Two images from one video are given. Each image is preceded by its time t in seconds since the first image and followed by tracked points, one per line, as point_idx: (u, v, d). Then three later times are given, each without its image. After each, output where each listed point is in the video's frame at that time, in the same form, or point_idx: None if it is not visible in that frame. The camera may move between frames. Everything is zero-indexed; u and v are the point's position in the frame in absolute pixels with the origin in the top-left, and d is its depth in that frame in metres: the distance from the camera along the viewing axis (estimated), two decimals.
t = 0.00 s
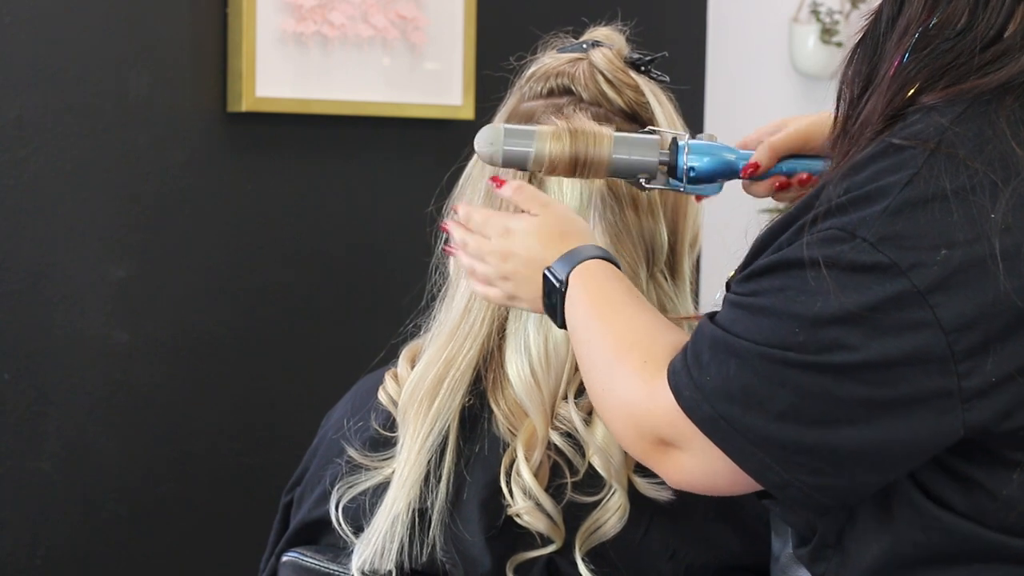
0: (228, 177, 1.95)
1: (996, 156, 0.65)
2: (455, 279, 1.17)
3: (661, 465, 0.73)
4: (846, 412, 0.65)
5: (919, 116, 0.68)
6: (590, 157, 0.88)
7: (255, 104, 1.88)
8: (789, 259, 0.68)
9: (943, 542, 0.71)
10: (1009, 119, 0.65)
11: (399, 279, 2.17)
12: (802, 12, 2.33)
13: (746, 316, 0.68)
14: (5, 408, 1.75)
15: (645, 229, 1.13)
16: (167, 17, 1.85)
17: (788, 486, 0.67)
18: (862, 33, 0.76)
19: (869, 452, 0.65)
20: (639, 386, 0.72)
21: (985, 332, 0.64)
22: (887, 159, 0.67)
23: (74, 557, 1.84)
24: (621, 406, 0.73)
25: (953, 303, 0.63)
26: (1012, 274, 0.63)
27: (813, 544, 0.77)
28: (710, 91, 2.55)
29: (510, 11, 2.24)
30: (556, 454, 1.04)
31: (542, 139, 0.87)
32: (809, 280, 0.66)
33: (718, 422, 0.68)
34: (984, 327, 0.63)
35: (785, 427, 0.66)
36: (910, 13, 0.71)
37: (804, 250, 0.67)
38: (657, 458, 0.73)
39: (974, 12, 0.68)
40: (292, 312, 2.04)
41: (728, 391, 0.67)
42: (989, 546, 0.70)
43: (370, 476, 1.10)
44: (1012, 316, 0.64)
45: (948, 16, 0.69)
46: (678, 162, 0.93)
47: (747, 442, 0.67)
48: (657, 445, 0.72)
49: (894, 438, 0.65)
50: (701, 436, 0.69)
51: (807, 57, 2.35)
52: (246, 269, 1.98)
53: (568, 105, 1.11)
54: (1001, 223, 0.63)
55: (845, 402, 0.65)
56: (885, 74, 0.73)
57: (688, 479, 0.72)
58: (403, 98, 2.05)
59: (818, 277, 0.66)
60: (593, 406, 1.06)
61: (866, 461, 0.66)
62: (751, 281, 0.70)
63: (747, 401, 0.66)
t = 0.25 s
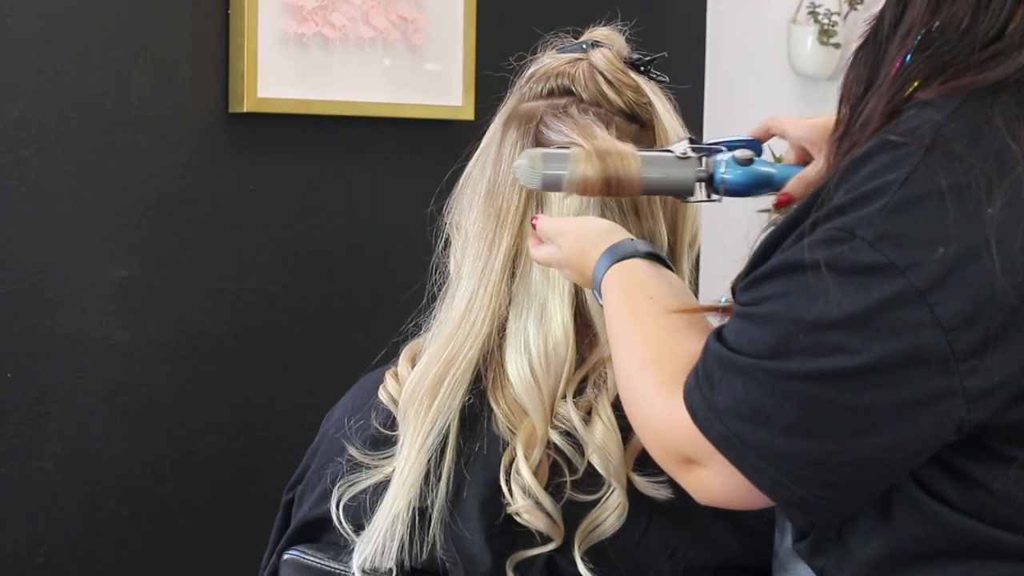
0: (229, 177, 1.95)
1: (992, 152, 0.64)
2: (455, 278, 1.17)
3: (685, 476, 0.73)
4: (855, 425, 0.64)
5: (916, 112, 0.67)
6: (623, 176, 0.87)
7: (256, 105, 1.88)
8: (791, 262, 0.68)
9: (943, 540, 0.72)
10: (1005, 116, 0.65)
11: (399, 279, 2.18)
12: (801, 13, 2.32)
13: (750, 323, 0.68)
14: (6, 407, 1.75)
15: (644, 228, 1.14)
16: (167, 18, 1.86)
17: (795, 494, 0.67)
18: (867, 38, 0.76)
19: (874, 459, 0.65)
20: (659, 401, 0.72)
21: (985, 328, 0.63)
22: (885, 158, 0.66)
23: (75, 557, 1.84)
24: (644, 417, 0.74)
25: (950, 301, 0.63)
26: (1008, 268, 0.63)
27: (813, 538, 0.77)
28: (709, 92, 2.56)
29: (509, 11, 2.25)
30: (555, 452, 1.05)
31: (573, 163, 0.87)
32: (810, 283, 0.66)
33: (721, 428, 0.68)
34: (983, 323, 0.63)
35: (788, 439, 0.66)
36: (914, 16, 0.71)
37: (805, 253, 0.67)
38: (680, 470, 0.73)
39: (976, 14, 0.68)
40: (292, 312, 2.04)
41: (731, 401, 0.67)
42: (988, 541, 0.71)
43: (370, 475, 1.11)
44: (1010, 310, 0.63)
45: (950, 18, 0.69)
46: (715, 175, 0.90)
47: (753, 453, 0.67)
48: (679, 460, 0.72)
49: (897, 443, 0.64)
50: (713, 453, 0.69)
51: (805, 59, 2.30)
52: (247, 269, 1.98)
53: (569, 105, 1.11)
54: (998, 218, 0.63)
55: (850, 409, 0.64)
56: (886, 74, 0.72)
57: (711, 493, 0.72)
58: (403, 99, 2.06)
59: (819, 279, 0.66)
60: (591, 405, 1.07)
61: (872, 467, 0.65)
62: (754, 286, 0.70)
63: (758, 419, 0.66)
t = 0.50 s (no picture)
0: (228, 177, 1.95)
1: (978, 152, 0.65)
2: (455, 278, 1.17)
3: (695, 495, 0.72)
4: (856, 429, 0.64)
5: (908, 109, 0.68)
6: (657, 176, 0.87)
7: (255, 104, 1.88)
8: (784, 267, 0.68)
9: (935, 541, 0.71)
10: (992, 115, 0.65)
11: (399, 279, 2.17)
12: (802, 12, 2.31)
13: (744, 329, 0.68)
14: (5, 408, 1.75)
15: (646, 227, 1.13)
16: (167, 17, 1.85)
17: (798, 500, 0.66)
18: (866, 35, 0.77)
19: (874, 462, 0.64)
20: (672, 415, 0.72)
21: (972, 328, 0.63)
22: (875, 159, 0.67)
23: (75, 557, 1.84)
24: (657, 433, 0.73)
25: (938, 301, 0.63)
26: (992, 268, 0.63)
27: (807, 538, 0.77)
28: (710, 91, 2.56)
29: (510, 10, 2.24)
30: (556, 453, 1.05)
31: (610, 160, 0.86)
32: (801, 286, 0.66)
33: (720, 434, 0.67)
34: (970, 323, 0.63)
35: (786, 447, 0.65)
36: (909, 14, 0.71)
37: (797, 256, 0.67)
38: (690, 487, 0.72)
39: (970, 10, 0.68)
40: (292, 312, 2.04)
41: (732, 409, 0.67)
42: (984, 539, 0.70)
43: (370, 475, 1.10)
44: (993, 310, 0.63)
45: (943, 15, 0.69)
46: (771, 176, 0.90)
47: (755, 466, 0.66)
48: (689, 476, 0.71)
49: (895, 444, 0.64)
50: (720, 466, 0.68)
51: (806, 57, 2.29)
52: (246, 268, 1.98)
53: (570, 105, 1.11)
54: (983, 217, 0.63)
55: (847, 411, 0.63)
56: (882, 71, 0.72)
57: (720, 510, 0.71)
58: (403, 98, 2.06)
59: (809, 282, 0.65)
60: (591, 407, 1.06)
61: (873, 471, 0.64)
62: (748, 291, 0.71)
63: (757, 430, 0.65)
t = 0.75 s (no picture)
0: (228, 177, 1.95)
1: (983, 151, 0.65)
2: (455, 279, 1.17)
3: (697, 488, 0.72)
4: (862, 428, 0.64)
5: (914, 110, 0.68)
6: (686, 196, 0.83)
7: (255, 104, 1.88)
8: (791, 264, 0.68)
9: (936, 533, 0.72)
10: (997, 113, 0.65)
11: (400, 278, 2.17)
12: (803, 11, 2.32)
13: (751, 329, 0.68)
14: (5, 407, 1.75)
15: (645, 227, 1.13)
16: (167, 17, 1.86)
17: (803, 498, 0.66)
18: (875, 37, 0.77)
19: (878, 462, 0.64)
20: (669, 412, 0.72)
21: (977, 325, 0.63)
22: (883, 159, 0.66)
23: (75, 557, 1.84)
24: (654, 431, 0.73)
25: (942, 300, 0.62)
26: (994, 262, 0.63)
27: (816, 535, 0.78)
28: (711, 91, 2.56)
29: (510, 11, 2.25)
30: (555, 453, 1.05)
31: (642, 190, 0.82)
32: (808, 283, 0.66)
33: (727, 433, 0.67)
34: (974, 321, 0.63)
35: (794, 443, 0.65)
36: (916, 12, 0.72)
37: (804, 253, 0.67)
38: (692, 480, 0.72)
39: (976, 7, 0.69)
40: (293, 313, 2.04)
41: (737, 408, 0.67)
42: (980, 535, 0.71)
43: (370, 475, 1.10)
44: (999, 307, 0.63)
45: (951, 13, 0.70)
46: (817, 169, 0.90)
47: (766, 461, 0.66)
48: (690, 470, 0.71)
49: (900, 444, 0.64)
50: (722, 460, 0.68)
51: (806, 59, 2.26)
52: (246, 269, 1.98)
53: (569, 106, 1.11)
54: (988, 216, 0.63)
55: (851, 411, 0.63)
56: (889, 70, 0.73)
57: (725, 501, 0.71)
58: (403, 98, 2.06)
59: (816, 279, 0.65)
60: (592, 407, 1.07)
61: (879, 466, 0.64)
62: (755, 290, 0.71)
63: (763, 426, 0.66)
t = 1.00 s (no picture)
0: (228, 177, 1.95)
1: (990, 151, 0.65)
2: (455, 279, 1.17)
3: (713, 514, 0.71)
4: (872, 436, 0.63)
5: (920, 114, 0.68)
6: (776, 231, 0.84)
7: (255, 104, 1.88)
8: (802, 278, 0.67)
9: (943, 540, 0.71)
10: (1006, 113, 0.66)
11: (400, 279, 2.17)
12: (803, 11, 2.31)
13: (761, 342, 0.68)
14: (5, 407, 1.75)
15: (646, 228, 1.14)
16: (167, 17, 1.86)
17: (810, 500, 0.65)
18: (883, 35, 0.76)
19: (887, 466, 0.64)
20: (682, 438, 0.70)
21: (990, 325, 0.63)
22: (891, 163, 0.66)
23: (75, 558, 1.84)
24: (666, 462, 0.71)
25: (955, 301, 0.62)
26: (1005, 259, 0.63)
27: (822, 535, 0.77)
28: (711, 91, 2.55)
29: (509, 11, 2.25)
30: (555, 453, 1.05)
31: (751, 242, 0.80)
32: (820, 292, 0.65)
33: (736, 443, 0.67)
34: (987, 321, 0.63)
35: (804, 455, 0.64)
36: (924, 11, 0.71)
37: (815, 264, 0.66)
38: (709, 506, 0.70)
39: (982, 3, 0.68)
40: (292, 313, 2.04)
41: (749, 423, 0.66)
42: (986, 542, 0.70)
43: (370, 475, 1.10)
44: (1011, 306, 0.63)
45: (958, 12, 0.69)
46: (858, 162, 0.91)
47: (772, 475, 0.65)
48: (708, 493, 0.70)
49: (914, 449, 0.63)
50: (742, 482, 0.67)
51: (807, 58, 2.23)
52: (246, 268, 1.98)
53: (568, 106, 1.11)
54: (997, 216, 0.63)
55: (861, 417, 0.63)
56: (897, 71, 0.72)
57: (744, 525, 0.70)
58: (403, 98, 2.06)
59: (829, 287, 0.65)
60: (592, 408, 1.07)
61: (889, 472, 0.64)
62: (763, 303, 0.70)
63: (775, 441, 0.65)
